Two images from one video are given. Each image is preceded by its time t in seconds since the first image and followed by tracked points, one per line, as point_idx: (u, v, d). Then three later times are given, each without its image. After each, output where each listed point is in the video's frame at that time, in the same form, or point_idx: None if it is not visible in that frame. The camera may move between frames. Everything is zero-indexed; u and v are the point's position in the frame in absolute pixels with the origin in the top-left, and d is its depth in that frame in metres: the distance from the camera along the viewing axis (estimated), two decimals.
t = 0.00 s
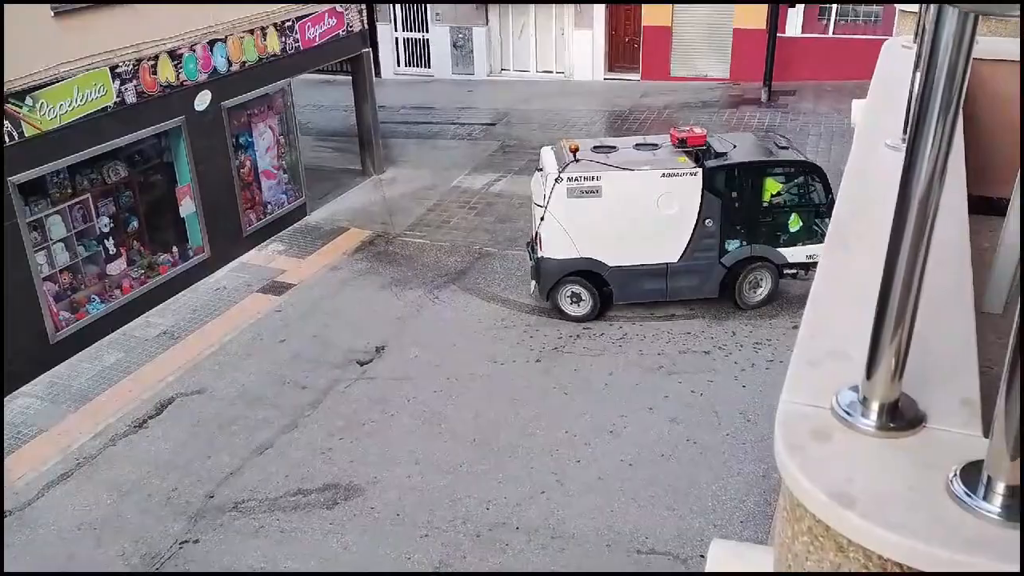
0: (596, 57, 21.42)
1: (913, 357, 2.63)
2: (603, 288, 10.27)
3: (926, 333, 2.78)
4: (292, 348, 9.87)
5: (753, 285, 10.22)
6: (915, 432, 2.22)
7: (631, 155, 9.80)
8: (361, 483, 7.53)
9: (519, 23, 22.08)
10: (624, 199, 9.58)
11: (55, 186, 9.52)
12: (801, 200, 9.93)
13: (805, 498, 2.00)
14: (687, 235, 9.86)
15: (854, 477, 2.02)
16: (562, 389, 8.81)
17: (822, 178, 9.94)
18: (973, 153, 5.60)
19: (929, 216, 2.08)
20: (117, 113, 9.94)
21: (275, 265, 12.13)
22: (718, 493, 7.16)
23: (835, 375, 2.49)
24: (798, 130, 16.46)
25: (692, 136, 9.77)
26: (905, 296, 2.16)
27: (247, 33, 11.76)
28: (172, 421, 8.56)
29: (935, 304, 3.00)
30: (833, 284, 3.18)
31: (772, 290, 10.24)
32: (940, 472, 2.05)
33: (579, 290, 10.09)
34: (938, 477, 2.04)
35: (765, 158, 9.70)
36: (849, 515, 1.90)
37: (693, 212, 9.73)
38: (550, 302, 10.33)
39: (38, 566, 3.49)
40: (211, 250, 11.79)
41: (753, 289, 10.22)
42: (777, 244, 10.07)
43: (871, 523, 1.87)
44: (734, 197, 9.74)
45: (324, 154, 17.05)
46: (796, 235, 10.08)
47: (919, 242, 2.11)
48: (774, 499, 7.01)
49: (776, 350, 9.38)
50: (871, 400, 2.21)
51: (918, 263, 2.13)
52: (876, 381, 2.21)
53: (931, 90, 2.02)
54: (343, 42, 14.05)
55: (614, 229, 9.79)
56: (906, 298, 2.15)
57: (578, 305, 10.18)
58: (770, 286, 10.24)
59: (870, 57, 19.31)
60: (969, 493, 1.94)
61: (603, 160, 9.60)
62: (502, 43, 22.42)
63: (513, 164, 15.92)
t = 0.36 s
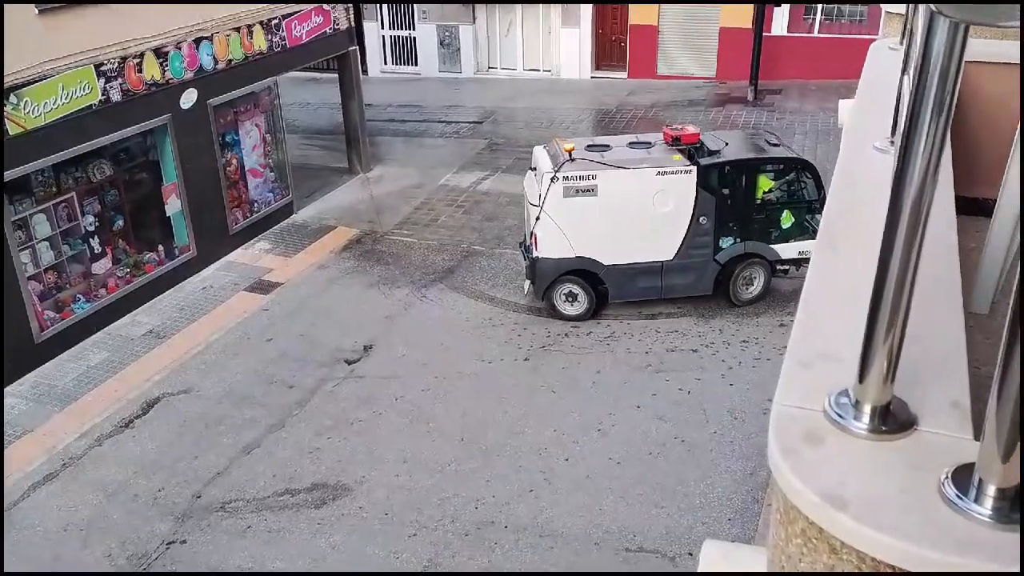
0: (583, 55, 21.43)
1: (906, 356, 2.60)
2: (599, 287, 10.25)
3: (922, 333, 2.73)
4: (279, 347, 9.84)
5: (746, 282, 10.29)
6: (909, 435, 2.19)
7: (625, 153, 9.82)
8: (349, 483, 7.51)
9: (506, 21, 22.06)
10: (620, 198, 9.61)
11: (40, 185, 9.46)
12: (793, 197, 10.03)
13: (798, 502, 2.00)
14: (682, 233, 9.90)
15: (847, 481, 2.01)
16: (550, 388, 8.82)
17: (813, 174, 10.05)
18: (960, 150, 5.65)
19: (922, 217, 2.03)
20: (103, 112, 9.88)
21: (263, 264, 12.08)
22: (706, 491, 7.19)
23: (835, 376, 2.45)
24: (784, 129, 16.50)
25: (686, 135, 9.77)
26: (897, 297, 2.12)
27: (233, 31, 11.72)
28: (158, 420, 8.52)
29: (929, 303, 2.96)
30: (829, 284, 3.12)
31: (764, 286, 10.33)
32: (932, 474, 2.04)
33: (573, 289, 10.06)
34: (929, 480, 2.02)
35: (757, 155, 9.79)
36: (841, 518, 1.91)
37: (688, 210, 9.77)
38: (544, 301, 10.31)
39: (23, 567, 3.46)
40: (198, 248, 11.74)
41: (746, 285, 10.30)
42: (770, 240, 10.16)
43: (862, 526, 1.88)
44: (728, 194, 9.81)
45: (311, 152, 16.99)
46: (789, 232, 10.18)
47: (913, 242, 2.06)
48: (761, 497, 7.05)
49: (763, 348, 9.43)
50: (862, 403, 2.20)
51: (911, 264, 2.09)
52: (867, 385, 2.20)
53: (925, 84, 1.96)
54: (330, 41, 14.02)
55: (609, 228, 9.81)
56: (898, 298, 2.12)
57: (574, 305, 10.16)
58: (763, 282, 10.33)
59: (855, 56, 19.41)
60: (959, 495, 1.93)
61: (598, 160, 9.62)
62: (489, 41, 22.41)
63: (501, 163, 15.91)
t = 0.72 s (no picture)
0: (567, 56, 21.49)
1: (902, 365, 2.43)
2: (591, 290, 10.27)
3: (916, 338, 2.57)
4: (262, 349, 9.79)
5: (736, 282, 10.37)
6: (905, 445, 2.03)
7: (617, 155, 9.83)
8: (333, 486, 7.48)
9: (490, 23, 22.07)
10: (613, 200, 9.63)
11: (20, 185, 9.37)
12: (782, 197, 10.12)
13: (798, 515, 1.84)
14: (674, 234, 9.95)
15: (842, 489, 1.87)
16: (534, 390, 8.82)
17: (801, 175, 10.13)
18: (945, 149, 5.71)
19: (920, 226, 1.84)
20: (85, 111, 9.79)
21: (245, 265, 12.01)
22: (690, 493, 7.22)
23: (825, 385, 2.27)
24: (766, 131, 16.62)
25: (676, 137, 9.84)
26: (894, 310, 1.92)
27: (216, 31, 11.65)
28: (139, 423, 8.45)
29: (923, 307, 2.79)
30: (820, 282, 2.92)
31: (754, 287, 10.41)
32: (928, 485, 1.89)
33: (567, 291, 10.09)
34: (926, 489, 1.88)
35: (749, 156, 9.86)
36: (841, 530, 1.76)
37: (680, 212, 9.83)
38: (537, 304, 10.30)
39: None
40: (179, 250, 11.65)
41: (736, 285, 10.37)
42: (760, 240, 10.24)
43: (865, 538, 1.73)
44: (719, 196, 9.88)
45: (294, 153, 16.92)
46: (777, 232, 10.28)
47: (910, 251, 1.87)
48: (745, 499, 7.08)
49: (746, 350, 9.47)
50: (859, 413, 2.03)
51: (908, 276, 1.89)
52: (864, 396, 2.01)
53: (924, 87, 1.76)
54: (314, 41, 13.98)
55: (601, 230, 9.82)
56: (894, 311, 1.92)
57: (567, 307, 10.17)
58: (753, 282, 10.40)
59: (837, 59, 19.57)
60: (955, 506, 1.79)
61: (590, 162, 9.62)
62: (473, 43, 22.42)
63: (485, 164, 15.92)
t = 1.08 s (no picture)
0: (547, 64, 21.55)
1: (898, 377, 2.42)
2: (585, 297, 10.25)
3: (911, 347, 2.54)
4: (240, 357, 9.71)
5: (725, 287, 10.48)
6: (900, 459, 2.03)
7: (608, 163, 9.85)
8: (313, 495, 7.43)
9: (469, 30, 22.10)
10: (606, 208, 9.64)
11: None
12: (769, 202, 10.28)
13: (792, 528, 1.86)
14: (667, 240, 10.01)
15: (839, 505, 1.87)
16: (516, 398, 8.81)
17: (788, 179, 10.28)
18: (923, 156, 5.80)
19: (916, 240, 1.80)
20: (61, 118, 9.69)
21: (224, 272, 11.93)
22: (671, 500, 7.23)
23: (821, 402, 2.24)
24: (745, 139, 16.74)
25: (667, 144, 9.96)
26: (890, 321, 1.89)
27: (194, 37, 11.59)
28: (116, 432, 8.35)
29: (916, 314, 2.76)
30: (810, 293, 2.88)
31: (743, 291, 10.51)
32: (924, 497, 1.88)
33: (562, 301, 10.05)
34: (921, 502, 1.87)
35: (737, 162, 9.99)
36: (834, 542, 1.77)
37: (672, 217, 9.89)
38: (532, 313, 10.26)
39: None
40: (156, 257, 11.56)
41: (726, 290, 10.46)
42: (748, 245, 10.37)
43: (859, 551, 1.73)
44: (708, 201, 9.97)
45: (273, 160, 16.84)
46: (764, 236, 10.42)
47: (905, 264, 1.83)
48: (725, 505, 7.10)
49: (726, 356, 9.53)
50: (853, 427, 2.05)
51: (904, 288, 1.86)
52: (859, 407, 2.01)
53: (920, 98, 1.72)
54: (294, 47, 13.93)
55: (595, 238, 9.82)
56: (890, 321, 1.89)
57: (561, 316, 10.14)
58: (742, 286, 10.52)
59: (814, 68, 19.78)
60: (951, 520, 1.79)
61: (584, 170, 9.61)
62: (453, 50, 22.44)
63: (466, 171, 15.92)
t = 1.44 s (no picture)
0: (525, 70, 21.62)
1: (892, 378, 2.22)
2: (573, 303, 10.27)
3: (900, 353, 2.33)
4: (216, 364, 9.62)
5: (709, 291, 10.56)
6: (890, 474, 1.80)
7: (595, 169, 9.88)
8: (290, 504, 7.36)
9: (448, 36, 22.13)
10: (593, 214, 9.67)
11: None
12: (753, 207, 10.35)
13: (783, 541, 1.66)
14: (653, 245, 10.05)
15: (835, 519, 1.66)
16: (494, 405, 8.80)
17: (770, 185, 10.34)
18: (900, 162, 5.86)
19: (908, 254, 1.62)
20: (33, 122, 9.55)
21: (199, 279, 11.83)
22: (650, 507, 7.24)
23: (812, 413, 1.99)
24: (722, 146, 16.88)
25: (653, 150, 10.00)
26: (881, 338, 1.71)
27: (169, 41, 11.49)
28: (89, 440, 8.25)
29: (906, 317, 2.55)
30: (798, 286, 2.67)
31: (726, 297, 10.62)
32: (914, 512, 1.68)
33: (549, 307, 10.07)
34: (911, 515, 1.67)
35: (722, 168, 10.06)
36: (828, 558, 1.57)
37: (659, 223, 9.93)
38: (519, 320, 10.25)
39: None
40: (130, 263, 11.45)
41: (710, 295, 10.58)
42: (731, 250, 10.42)
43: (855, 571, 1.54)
44: (693, 206, 10.03)
45: (250, 165, 16.74)
46: (747, 241, 10.51)
47: (896, 278, 1.65)
48: (704, 512, 7.13)
49: (704, 363, 9.57)
50: (843, 440, 1.81)
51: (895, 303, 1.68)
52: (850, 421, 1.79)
53: (912, 111, 1.54)
54: (271, 52, 13.85)
55: (582, 244, 9.84)
56: (880, 337, 1.70)
57: (548, 323, 10.15)
58: (725, 292, 10.63)
59: (790, 77, 19.98)
60: (941, 533, 1.61)
61: (572, 177, 9.62)
62: (432, 56, 22.46)
63: (445, 177, 15.91)
